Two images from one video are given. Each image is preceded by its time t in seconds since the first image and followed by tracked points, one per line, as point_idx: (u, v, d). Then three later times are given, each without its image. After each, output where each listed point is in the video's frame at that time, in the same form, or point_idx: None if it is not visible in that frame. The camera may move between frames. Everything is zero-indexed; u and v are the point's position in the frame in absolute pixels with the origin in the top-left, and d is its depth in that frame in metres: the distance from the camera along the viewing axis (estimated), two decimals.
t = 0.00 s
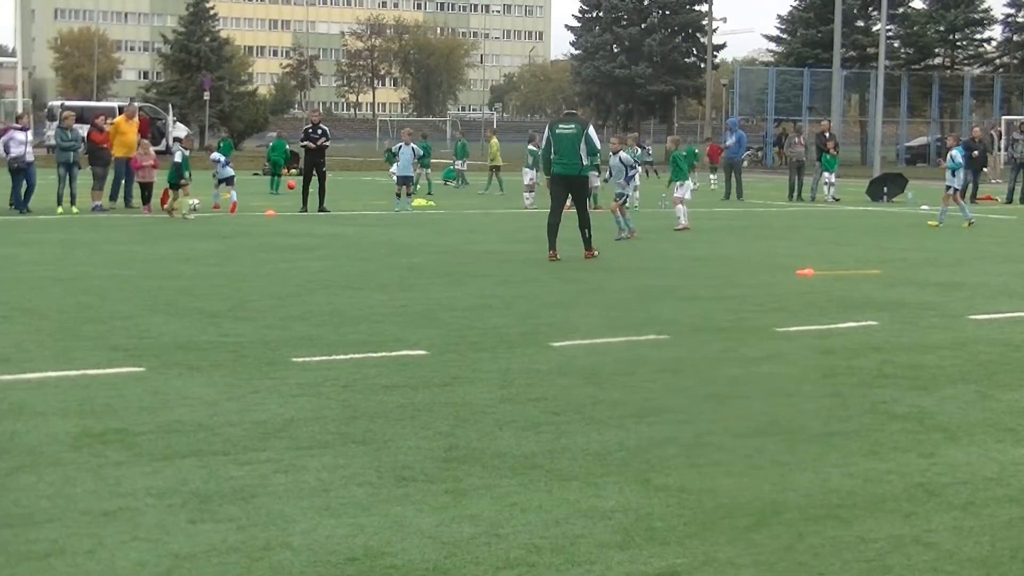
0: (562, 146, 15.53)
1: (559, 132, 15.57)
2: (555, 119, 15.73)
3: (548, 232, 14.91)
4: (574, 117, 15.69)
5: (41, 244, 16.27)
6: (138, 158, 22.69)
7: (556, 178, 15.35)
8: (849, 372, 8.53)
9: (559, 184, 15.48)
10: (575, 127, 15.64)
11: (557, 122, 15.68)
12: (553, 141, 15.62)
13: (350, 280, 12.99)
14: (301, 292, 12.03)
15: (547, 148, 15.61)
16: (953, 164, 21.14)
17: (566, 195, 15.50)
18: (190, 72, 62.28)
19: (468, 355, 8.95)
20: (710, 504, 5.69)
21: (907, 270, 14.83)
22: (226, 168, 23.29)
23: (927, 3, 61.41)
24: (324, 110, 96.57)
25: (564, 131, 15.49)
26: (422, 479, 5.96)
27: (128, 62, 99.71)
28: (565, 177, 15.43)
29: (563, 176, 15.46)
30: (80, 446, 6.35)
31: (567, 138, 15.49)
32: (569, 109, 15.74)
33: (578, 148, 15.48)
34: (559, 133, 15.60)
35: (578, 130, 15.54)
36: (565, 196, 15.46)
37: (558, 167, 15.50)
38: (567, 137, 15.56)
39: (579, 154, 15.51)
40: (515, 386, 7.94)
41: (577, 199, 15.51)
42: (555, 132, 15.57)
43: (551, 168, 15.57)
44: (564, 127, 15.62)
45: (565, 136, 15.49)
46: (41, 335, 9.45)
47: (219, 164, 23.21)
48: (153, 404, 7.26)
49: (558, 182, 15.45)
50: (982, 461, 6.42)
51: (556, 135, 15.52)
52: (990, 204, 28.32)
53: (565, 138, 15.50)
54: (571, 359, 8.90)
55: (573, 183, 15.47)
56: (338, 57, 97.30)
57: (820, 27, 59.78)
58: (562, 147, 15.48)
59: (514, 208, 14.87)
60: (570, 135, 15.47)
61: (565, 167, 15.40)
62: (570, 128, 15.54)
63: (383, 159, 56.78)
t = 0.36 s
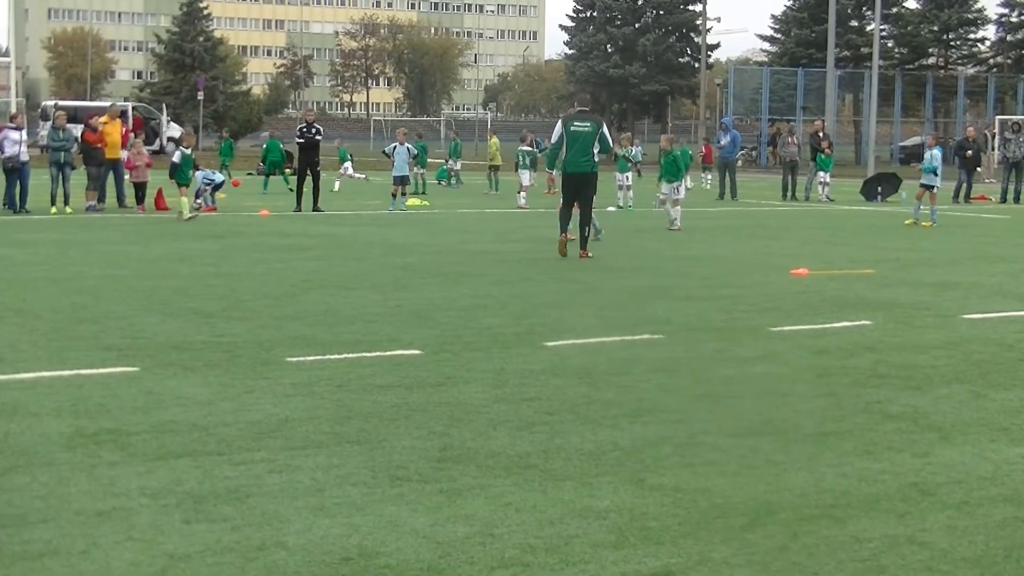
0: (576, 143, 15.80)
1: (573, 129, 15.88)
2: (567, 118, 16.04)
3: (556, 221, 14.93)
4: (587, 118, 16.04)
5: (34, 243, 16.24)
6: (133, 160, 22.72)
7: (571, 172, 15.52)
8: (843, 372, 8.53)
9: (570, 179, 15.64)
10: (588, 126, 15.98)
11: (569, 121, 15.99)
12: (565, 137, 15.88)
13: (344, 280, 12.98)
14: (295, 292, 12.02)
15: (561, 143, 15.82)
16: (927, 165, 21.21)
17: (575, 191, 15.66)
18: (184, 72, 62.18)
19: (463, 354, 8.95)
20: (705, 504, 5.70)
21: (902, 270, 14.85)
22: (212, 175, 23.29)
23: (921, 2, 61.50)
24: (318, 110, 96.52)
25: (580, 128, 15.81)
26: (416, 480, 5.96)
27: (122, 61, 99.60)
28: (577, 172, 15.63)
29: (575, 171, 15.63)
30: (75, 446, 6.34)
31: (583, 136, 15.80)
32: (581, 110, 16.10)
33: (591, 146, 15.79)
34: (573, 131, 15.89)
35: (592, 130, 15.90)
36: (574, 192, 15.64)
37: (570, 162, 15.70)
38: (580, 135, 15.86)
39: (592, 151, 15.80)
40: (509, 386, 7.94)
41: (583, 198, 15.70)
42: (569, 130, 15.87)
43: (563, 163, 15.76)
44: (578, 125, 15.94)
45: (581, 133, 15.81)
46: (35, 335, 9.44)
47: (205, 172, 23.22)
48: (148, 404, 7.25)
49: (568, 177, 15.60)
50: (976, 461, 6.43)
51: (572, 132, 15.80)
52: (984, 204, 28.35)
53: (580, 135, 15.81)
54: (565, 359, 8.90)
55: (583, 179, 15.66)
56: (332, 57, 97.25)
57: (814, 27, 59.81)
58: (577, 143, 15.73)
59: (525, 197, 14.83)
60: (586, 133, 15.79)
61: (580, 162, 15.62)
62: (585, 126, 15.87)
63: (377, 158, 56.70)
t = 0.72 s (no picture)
0: (585, 144, 15.94)
1: (583, 131, 16.01)
2: (576, 120, 16.19)
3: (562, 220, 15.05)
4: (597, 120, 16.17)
5: (34, 243, 16.25)
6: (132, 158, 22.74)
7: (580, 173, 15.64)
8: (843, 371, 8.54)
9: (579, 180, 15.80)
10: (598, 127, 16.11)
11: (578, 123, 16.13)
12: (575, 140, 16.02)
13: (343, 279, 12.99)
14: (295, 291, 12.03)
15: (570, 146, 15.98)
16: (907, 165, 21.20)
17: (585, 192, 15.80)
18: (184, 71, 62.20)
19: (463, 354, 8.95)
20: (704, 503, 5.70)
21: (902, 269, 14.84)
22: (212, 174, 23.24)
23: (921, 2, 61.49)
24: (318, 109, 96.47)
25: (590, 129, 15.93)
26: (416, 479, 5.96)
27: (122, 61, 99.61)
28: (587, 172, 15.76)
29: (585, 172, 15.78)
30: (74, 446, 6.34)
31: (592, 137, 15.92)
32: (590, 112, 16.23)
33: (601, 146, 15.91)
34: (583, 133, 16.03)
35: (601, 131, 16.02)
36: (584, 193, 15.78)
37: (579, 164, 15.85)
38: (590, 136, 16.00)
39: (601, 152, 15.91)
40: (509, 385, 7.95)
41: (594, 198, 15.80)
42: (579, 131, 16.01)
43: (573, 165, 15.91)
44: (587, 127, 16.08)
45: (591, 135, 15.93)
46: (35, 335, 9.44)
47: (206, 170, 23.15)
48: (148, 403, 7.25)
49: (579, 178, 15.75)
50: (975, 461, 6.42)
51: (581, 134, 15.93)
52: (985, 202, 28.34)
53: (589, 136, 15.94)
54: (564, 358, 8.91)
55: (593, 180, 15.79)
56: (332, 56, 97.30)
57: (814, 26, 59.79)
58: (586, 145, 15.86)
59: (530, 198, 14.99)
60: (595, 134, 15.91)
61: (589, 164, 15.77)
62: (595, 128, 16.00)
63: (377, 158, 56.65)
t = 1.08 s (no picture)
0: (593, 141, 16.02)
1: (590, 127, 16.04)
2: (583, 115, 16.19)
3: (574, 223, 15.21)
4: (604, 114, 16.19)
5: (35, 241, 16.24)
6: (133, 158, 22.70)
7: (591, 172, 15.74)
8: (844, 370, 8.52)
9: (588, 179, 15.96)
10: (605, 123, 16.13)
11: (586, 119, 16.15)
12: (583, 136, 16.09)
13: (344, 278, 12.97)
14: (295, 291, 12.01)
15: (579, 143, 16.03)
16: (898, 165, 21.13)
17: (595, 190, 16.02)
18: (185, 70, 62.19)
19: (464, 353, 8.94)
20: (705, 502, 5.70)
21: (903, 268, 14.82)
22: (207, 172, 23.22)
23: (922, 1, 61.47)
24: (318, 109, 96.41)
25: (599, 127, 15.95)
26: (417, 478, 5.96)
27: (123, 60, 99.58)
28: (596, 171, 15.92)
29: (591, 171, 15.97)
30: (75, 444, 6.35)
31: (601, 134, 15.97)
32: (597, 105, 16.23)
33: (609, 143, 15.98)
34: (591, 129, 16.08)
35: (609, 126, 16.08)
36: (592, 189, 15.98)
37: (588, 163, 16.00)
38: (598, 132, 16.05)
39: (610, 149, 16.00)
40: (510, 384, 7.94)
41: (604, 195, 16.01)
42: (587, 128, 16.06)
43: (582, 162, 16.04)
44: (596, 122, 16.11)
45: (599, 131, 15.97)
46: (35, 334, 9.43)
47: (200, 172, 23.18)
48: (148, 402, 7.25)
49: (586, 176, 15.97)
50: (978, 461, 6.41)
51: (589, 132, 15.97)
52: (985, 202, 28.32)
53: (597, 133, 15.98)
54: (564, 357, 8.89)
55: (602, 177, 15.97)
56: (333, 55, 97.32)
57: (815, 25, 59.81)
58: (594, 143, 15.93)
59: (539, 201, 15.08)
60: (603, 132, 15.94)
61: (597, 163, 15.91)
62: (603, 123, 16.03)
63: (378, 156, 56.67)
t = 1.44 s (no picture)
0: (607, 140, 16.10)
1: (607, 126, 16.12)
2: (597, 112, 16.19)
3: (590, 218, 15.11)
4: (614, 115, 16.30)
5: (34, 241, 16.22)
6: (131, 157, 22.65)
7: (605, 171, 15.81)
8: (844, 370, 8.51)
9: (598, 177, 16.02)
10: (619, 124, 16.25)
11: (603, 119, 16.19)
12: (597, 134, 16.13)
13: (343, 278, 12.96)
14: (294, 290, 12.00)
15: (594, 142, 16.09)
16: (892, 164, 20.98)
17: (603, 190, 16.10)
18: (185, 70, 62.16)
19: (465, 353, 8.93)
20: (705, 502, 5.69)
21: (903, 267, 14.80)
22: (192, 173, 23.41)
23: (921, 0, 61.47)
24: (318, 108, 96.35)
25: (614, 127, 16.06)
26: (417, 478, 5.96)
27: (122, 60, 99.50)
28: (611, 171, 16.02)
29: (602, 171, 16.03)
30: (75, 444, 6.34)
31: (615, 135, 16.10)
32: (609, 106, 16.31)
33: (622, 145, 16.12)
34: (606, 128, 16.15)
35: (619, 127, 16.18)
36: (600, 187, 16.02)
37: (600, 161, 16.05)
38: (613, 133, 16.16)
39: (623, 151, 16.16)
40: (510, 384, 7.94)
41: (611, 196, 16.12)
42: (602, 126, 16.12)
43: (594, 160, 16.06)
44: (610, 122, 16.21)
45: (615, 131, 16.07)
46: (36, 334, 9.41)
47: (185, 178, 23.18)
48: (148, 402, 7.24)
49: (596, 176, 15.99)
50: (979, 461, 6.40)
51: (606, 131, 16.06)
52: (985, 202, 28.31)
53: (612, 133, 16.08)
54: (564, 357, 8.88)
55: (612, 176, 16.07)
56: (333, 55, 97.35)
57: (814, 25, 59.84)
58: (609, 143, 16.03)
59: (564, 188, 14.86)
60: (619, 132, 16.07)
61: (611, 162, 16.01)
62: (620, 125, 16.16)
63: (377, 156, 56.70)
